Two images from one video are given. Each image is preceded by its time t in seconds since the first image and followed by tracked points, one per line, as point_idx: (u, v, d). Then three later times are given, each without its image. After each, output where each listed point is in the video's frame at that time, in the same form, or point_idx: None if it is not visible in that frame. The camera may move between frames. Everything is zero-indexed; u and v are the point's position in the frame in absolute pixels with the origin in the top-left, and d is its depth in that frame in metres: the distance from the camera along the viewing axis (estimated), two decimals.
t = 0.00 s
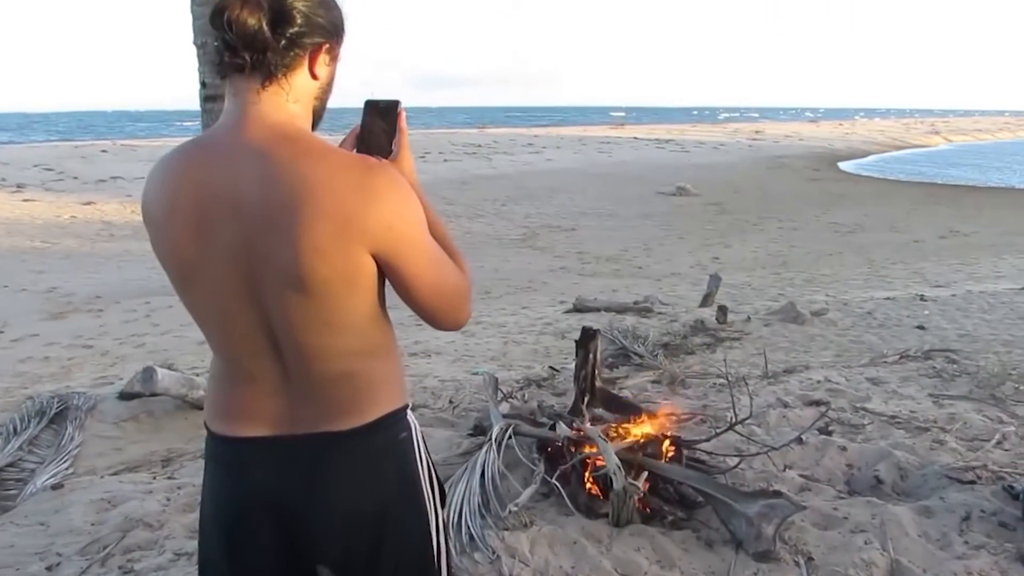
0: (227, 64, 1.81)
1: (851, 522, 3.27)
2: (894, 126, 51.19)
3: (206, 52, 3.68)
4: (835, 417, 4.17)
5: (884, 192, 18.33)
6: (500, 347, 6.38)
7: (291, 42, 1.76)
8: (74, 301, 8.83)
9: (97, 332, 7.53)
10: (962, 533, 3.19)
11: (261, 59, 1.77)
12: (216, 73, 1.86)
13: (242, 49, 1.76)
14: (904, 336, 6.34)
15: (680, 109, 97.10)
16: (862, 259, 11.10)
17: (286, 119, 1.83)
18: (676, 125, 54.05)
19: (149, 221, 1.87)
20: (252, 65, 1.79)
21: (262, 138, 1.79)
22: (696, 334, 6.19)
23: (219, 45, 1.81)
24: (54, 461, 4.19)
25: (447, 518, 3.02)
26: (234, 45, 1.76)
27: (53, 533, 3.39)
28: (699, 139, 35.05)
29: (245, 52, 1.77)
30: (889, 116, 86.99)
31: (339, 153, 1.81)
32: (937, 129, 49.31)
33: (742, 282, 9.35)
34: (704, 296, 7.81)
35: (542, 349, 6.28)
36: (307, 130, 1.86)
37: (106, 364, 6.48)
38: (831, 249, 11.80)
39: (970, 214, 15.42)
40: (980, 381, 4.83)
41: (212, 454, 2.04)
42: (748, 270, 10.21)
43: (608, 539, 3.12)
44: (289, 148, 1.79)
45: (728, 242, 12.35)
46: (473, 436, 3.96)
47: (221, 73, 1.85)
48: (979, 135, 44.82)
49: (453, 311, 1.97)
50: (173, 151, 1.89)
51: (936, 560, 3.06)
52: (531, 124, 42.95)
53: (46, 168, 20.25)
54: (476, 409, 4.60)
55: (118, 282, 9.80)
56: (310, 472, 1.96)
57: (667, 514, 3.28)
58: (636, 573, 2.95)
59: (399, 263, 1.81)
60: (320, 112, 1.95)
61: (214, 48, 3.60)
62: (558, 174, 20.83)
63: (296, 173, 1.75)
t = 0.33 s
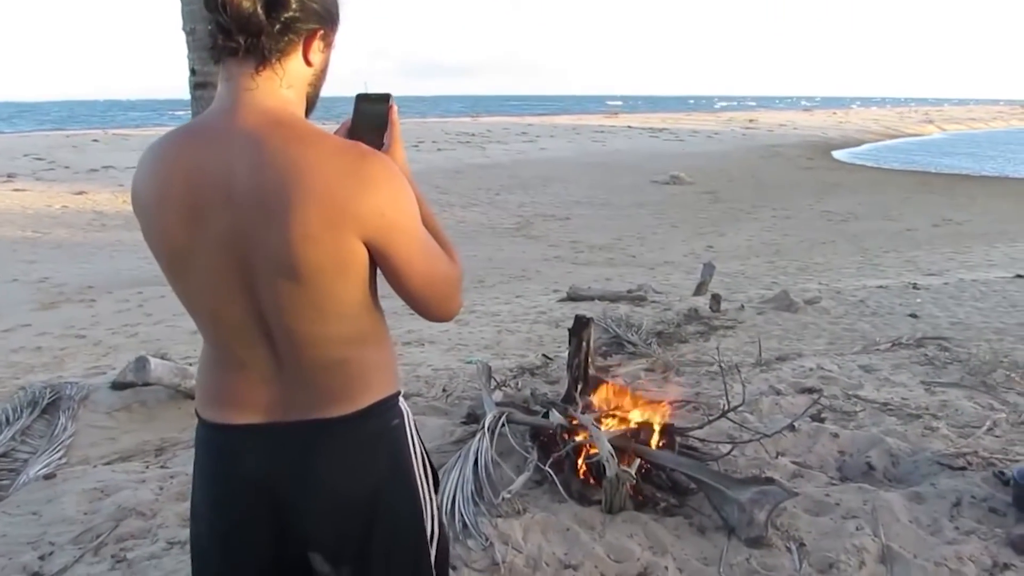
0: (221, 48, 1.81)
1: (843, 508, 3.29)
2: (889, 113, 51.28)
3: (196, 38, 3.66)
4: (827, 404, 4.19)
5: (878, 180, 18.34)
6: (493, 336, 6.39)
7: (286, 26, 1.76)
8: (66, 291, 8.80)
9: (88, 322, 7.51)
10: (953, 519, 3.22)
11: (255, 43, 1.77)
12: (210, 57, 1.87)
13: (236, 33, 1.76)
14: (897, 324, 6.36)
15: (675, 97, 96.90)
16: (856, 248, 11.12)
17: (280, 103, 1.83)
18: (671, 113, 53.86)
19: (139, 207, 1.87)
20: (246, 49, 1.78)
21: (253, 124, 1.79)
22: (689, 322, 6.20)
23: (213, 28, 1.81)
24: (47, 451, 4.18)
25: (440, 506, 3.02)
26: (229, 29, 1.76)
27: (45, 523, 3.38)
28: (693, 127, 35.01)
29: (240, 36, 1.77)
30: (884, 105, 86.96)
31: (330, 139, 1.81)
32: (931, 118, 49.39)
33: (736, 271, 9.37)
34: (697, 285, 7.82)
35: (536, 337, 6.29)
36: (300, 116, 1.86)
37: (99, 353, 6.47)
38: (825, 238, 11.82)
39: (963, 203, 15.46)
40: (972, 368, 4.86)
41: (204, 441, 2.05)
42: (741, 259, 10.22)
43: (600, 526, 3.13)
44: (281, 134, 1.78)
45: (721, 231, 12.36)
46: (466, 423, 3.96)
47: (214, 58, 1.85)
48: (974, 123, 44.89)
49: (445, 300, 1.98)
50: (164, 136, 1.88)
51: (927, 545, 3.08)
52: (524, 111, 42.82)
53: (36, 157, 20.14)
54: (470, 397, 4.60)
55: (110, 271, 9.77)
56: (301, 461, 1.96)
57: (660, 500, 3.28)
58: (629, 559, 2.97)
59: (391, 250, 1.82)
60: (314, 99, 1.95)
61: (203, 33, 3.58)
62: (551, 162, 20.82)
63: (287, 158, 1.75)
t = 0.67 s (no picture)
0: (211, 25, 1.78)
1: (842, 493, 3.26)
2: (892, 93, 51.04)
3: (183, 16, 3.59)
4: (826, 389, 4.15)
5: (880, 163, 18.24)
6: (489, 322, 6.34)
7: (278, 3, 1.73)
8: (59, 276, 8.75)
9: (78, 309, 7.46)
10: (953, 504, 3.19)
11: (247, 20, 1.74)
12: (200, 35, 1.83)
13: (228, 10, 1.74)
14: (899, 308, 6.31)
15: (675, 80, 96.41)
16: (856, 232, 11.05)
17: (272, 82, 1.80)
18: (671, 96, 53.65)
19: (127, 188, 1.82)
20: (236, 25, 1.76)
21: (244, 103, 1.75)
22: (688, 307, 6.16)
23: (202, 4, 1.77)
24: (37, 437, 4.17)
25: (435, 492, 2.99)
26: (220, 6, 1.74)
27: (34, 512, 3.35)
28: (692, 109, 34.85)
29: (231, 12, 1.74)
30: (886, 87, 86.57)
31: (323, 119, 1.78)
32: (934, 98, 49.11)
33: (735, 255, 9.32)
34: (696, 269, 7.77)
35: (533, 323, 6.24)
36: (292, 95, 1.82)
37: (87, 340, 6.43)
38: (826, 221, 11.77)
39: (966, 186, 15.39)
40: (974, 352, 4.82)
41: (195, 427, 2.01)
42: (740, 243, 10.16)
43: (597, 512, 3.11)
44: (273, 114, 1.75)
45: (720, 214, 12.30)
46: (461, 409, 3.92)
47: (204, 35, 1.82)
48: (978, 104, 44.64)
49: (439, 285, 1.96)
50: (151, 116, 1.84)
51: (927, 531, 3.06)
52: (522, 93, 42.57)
53: (23, 140, 20.03)
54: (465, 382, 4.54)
55: (101, 257, 9.72)
56: (294, 445, 1.94)
57: (657, 486, 3.25)
58: (626, 545, 2.95)
59: (384, 233, 1.79)
60: (306, 79, 1.91)
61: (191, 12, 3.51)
62: (549, 145, 20.73)
63: (279, 138, 1.72)
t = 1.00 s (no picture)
0: None
1: (869, 500, 3.00)
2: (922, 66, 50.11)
3: None
4: (851, 387, 3.87)
5: (907, 140, 17.73)
6: (484, 314, 6.05)
7: None
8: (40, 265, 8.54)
9: (34, 300, 7.26)
10: (991, 511, 2.92)
11: None
12: None
13: None
14: (930, 298, 6.00)
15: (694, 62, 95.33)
16: (881, 215, 10.68)
17: (244, 50, 1.59)
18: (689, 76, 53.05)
19: (80, 163, 1.61)
20: None
21: (213, 69, 1.55)
22: (700, 297, 5.87)
23: None
24: None
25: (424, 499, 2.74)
26: None
27: None
28: (707, 83, 34.22)
29: None
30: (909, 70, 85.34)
31: (304, 88, 1.57)
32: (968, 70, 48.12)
33: (751, 241, 9.00)
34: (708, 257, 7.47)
35: (530, 315, 5.96)
36: (267, 64, 1.62)
37: (44, 334, 6.22)
38: (853, 204, 11.41)
39: (1003, 164, 14.90)
40: (1012, 346, 4.51)
41: (158, 430, 1.80)
42: (758, 228, 9.84)
43: (601, 520, 2.85)
44: (246, 81, 1.54)
45: (737, 196, 11.95)
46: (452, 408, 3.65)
47: None
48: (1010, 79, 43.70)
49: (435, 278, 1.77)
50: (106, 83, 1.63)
51: (962, 541, 2.80)
52: (533, 68, 41.98)
53: None
54: (457, 379, 4.18)
55: (87, 244, 9.50)
56: (271, 447, 1.73)
57: (667, 492, 3.00)
58: (632, 557, 2.70)
59: (371, 218, 1.59)
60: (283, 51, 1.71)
61: None
62: (555, 121, 20.35)
63: (253, 107, 1.51)
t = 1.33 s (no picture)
0: None
1: (909, 522, 2.64)
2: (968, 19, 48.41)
3: None
4: (891, 392, 3.48)
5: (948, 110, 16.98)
6: (469, 306, 5.56)
7: None
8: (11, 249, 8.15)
9: None
10: None
11: None
12: None
13: None
14: (982, 292, 5.54)
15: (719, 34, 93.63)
16: (926, 197, 10.16)
17: (188, 6, 1.60)
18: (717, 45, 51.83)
19: (11, 134, 1.61)
20: None
21: (155, 33, 1.55)
22: (717, 289, 5.46)
23: None
24: None
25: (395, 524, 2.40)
26: None
27: None
28: (733, 46, 33.13)
29: None
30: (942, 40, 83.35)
31: (255, 47, 1.58)
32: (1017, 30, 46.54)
33: (776, 225, 8.53)
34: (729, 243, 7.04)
35: (521, 308, 5.49)
36: (216, 20, 1.62)
37: None
38: (894, 183, 10.88)
39: None
40: None
41: (95, 433, 1.79)
42: (786, 210, 9.36)
43: (602, 547, 2.50)
44: (190, 43, 1.55)
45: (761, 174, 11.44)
46: (432, 417, 3.31)
47: None
48: None
49: (400, 256, 1.77)
50: (41, 46, 1.62)
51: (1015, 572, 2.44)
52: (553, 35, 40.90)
53: None
54: (435, 385, 3.80)
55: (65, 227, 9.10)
56: (223, 450, 1.75)
57: (679, 514, 2.63)
58: None
59: (328, 189, 1.60)
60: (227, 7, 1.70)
61: None
62: (556, 82, 19.53)
63: (200, 72, 1.52)
